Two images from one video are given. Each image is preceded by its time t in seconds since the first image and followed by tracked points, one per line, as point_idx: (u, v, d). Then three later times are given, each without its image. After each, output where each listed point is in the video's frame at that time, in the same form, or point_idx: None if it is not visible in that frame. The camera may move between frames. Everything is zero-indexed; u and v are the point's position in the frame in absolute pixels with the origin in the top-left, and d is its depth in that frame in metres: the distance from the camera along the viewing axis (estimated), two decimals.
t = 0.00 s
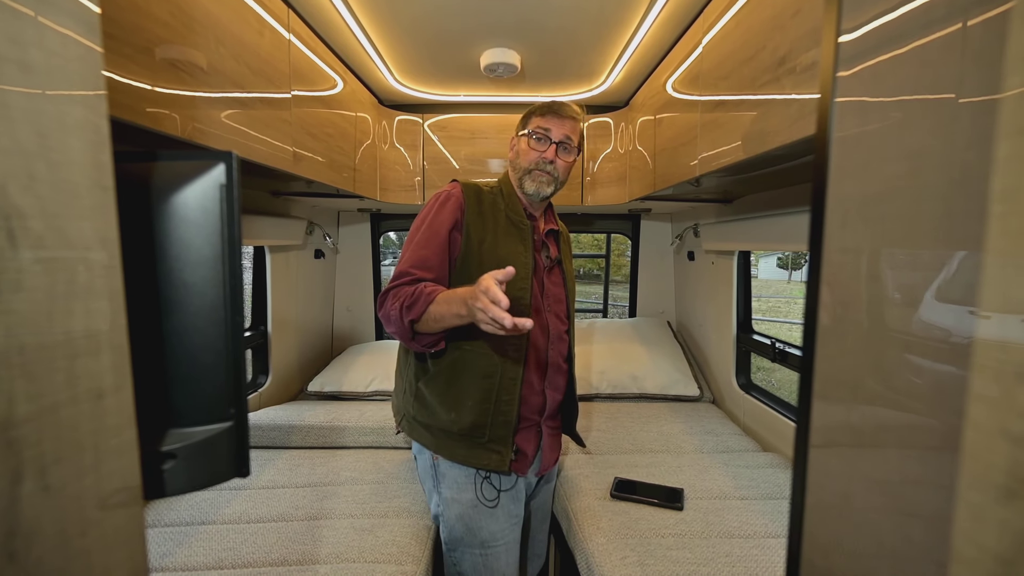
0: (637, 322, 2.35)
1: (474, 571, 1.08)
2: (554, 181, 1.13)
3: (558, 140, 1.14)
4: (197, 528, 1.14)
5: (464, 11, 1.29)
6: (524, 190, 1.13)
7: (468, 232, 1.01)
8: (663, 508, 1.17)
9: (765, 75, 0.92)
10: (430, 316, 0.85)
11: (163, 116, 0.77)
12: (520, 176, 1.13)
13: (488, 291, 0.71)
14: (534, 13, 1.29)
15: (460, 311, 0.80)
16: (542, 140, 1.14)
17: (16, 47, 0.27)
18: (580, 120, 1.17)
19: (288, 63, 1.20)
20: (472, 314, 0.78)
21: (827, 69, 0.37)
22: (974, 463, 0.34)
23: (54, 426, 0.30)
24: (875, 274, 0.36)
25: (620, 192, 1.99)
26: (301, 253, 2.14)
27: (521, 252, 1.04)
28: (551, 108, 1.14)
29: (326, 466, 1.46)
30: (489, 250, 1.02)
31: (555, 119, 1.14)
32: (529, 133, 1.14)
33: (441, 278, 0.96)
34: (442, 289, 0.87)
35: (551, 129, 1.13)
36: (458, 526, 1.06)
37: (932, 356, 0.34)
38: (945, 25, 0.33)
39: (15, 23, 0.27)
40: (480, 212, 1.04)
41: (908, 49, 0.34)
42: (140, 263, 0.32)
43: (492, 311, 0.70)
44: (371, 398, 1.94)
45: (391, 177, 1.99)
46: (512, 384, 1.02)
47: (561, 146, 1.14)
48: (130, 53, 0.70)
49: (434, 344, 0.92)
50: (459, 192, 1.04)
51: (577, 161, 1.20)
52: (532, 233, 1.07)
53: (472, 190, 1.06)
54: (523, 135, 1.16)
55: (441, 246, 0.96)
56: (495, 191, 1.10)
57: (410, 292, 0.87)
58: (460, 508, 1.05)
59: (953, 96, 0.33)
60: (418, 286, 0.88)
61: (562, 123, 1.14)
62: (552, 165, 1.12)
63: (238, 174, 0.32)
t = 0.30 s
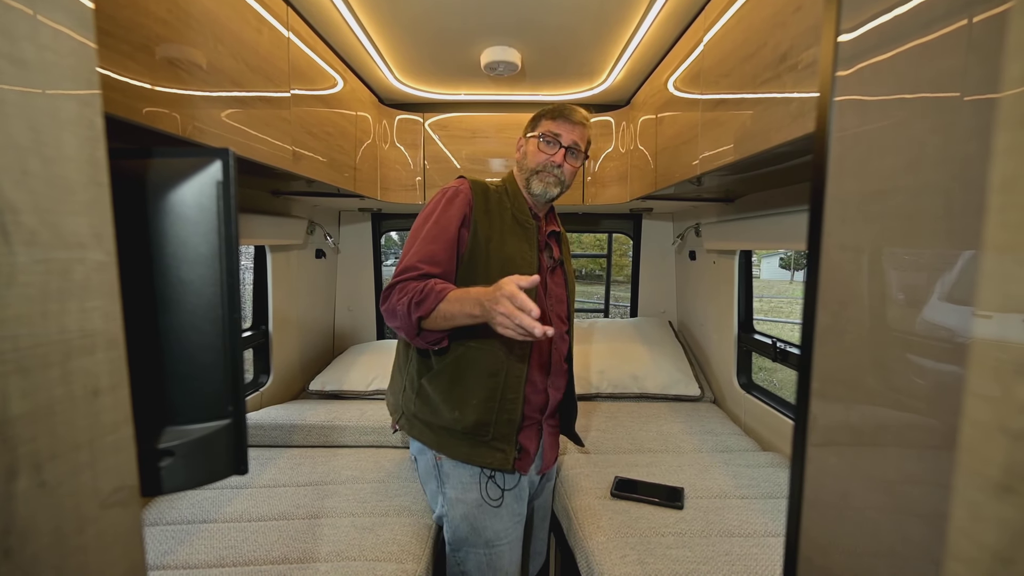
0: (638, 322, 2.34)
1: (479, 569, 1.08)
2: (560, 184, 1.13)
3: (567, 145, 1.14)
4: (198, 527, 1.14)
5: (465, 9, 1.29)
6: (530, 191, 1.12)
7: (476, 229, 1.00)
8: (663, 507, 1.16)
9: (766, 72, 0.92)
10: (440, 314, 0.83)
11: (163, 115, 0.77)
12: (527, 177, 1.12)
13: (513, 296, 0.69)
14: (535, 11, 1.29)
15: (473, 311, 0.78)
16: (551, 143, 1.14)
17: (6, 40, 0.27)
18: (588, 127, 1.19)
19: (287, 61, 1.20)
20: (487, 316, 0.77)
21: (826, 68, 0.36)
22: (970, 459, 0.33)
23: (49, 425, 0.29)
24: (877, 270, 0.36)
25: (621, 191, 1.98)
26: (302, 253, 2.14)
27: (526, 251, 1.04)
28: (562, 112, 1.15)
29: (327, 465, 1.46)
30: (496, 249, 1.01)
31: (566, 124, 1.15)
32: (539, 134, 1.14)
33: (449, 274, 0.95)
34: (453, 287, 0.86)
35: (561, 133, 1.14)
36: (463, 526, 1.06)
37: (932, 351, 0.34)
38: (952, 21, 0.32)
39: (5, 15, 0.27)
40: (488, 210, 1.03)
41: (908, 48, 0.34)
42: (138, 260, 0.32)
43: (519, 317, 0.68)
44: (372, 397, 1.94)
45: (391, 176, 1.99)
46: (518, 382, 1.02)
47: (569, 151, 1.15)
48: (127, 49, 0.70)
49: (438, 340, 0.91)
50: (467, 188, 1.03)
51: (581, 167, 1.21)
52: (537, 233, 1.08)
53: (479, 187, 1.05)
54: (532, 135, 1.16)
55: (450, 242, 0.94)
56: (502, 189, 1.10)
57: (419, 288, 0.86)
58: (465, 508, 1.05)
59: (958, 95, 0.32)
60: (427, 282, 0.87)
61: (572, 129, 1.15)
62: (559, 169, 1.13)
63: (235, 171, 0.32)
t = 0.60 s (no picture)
0: (638, 322, 2.34)
1: (484, 569, 1.08)
2: (565, 187, 1.16)
3: (574, 149, 1.15)
4: (199, 526, 1.14)
5: (465, 8, 1.29)
6: (535, 192, 1.14)
7: (487, 225, 1.00)
8: (663, 506, 1.16)
9: (766, 71, 0.92)
10: (463, 309, 0.83)
11: (163, 115, 0.77)
12: (533, 178, 1.13)
13: (553, 292, 0.71)
14: (534, 10, 1.29)
15: (501, 306, 0.80)
16: (559, 146, 1.14)
17: (4, 39, 0.27)
18: (593, 131, 1.19)
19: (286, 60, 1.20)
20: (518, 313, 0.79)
21: (826, 67, 0.35)
22: (969, 456, 0.34)
23: (47, 424, 0.29)
24: (877, 269, 0.35)
25: (621, 191, 1.98)
26: (302, 252, 2.14)
27: (531, 250, 1.06)
28: (570, 116, 1.15)
29: (327, 464, 1.47)
30: (506, 247, 1.02)
31: (572, 127, 1.15)
32: (546, 137, 1.14)
33: (463, 269, 0.93)
34: (474, 282, 0.85)
35: (569, 137, 1.14)
36: (469, 526, 1.05)
37: (931, 349, 0.34)
38: (955, 19, 0.32)
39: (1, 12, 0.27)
40: (497, 207, 1.03)
41: (906, 48, 0.34)
42: (136, 258, 0.32)
43: (562, 312, 0.71)
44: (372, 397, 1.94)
45: (392, 176, 1.99)
46: (526, 381, 1.02)
47: (576, 155, 1.16)
48: (125, 48, 0.70)
49: (454, 338, 0.90)
50: (478, 183, 1.01)
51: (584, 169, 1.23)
52: (542, 232, 1.09)
53: (488, 183, 1.04)
54: (539, 138, 1.15)
55: (465, 238, 0.93)
56: (507, 186, 1.09)
57: (440, 282, 0.84)
58: (471, 507, 1.04)
59: (962, 93, 0.32)
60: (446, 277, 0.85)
61: (578, 133, 1.16)
62: (565, 172, 1.15)
63: (234, 170, 0.32)
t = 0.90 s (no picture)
0: (638, 322, 2.34)
1: (479, 565, 1.08)
2: (567, 188, 1.17)
3: (577, 150, 1.15)
4: (198, 525, 1.14)
5: (464, 8, 1.29)
6: (538, 195, 1.14)
7: (488, 227, 1.00)
8: (663, 506, 1.17)
9: (766, 71, 0.92)
10: (468, 313, 0.83)
11: (164, 116, 0.77)
12: (536, 182, 1.13)
13: (560, 297, 0.72)
14: (534, 10, 1.29)
15: (506, 310, 0.80)
16: (562, 147, 1.13)
17: (4, 38, 0.27)
18: (595, 132, 1.19)
19: (286, 60, 1.20)
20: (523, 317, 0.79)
21: (823, 67, 0.36)
22: (967, 455, 0.34)
23: (49, 423, 0.29)
24: (878, 267, 0.35)
25: (622, 190, 1.98)
26: (303, 252, 2.14)
27: (530, 253, 1.07)
28: (573, 116, 1.14)
29: (326, 463, 1.47)
30: (506, 250, 1.02)
31: (575, 129, 1.15)
32: (550, 138, 1.13)
33: (465, 273, 0.94)
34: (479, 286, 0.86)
35: (572, 138, 1.14)
36: (464, 522, 1.05)
37: (928, 346, 0.34)
38: (955, 19, 0.32)
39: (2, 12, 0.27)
40: (498, 209, 1.03)
41: (903, 48, 0.34)
42: (137, 257, 0.32)
43: (569, 317, 0.71)
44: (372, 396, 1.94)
45: (392, 175, 1.99)
46: (522, 383, 1.02)
47: (579, 156, 1.16)
48: (124, 48, 0.70)
49: (455, 340, 0.90)
50: (479, 185, 1.02)
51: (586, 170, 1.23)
52: (540, 236, 1.11)
53: (489, 184, 1.05)
54: (542, 138, 1.14)
55: (467, 241, 0.94)
56: (508, 186, 1.10)
57: (445, 285, 0.84)
58: (466, 503, 1.05)
59: (961, 92, 0.32)
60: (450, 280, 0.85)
61: (581, 134, 1.15)
62: (569, 173, 1.15)
63: (234, 170, 0.32)
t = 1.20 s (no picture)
0: (639, 321, 2.34)
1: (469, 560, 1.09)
2: (559, 191, 1.15)
3: (568, 151, 1.15)
4: (198, 526, 1.14)
5: (464, 9, 1.29)
6: (529, 197, 1.13)
7: (472, 237, 1.00)
8: (663, 504, 1.17)
9: (763, 72, 0.92)
10: (439, 328, 0.85)
11: (163, 116, 0.77)
12: (527, 184, 1.12)
13: (516, 315, 0.74)
14: (534, 11, 1.29)
15: (472, 326, 0.81)
16: (552, 148, 1.14)
17: (4, 40, 0.27)
18: (588, 132, 1.18)
19: (286, 61, 1.20)
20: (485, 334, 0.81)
21: (817, 69, 0.37)
22: (950, 447, 0.32)
23: (48, 423, 0.30)
24: (877, 266, 0.35)
25: (621, 190, 1.98)
26: (303, 252, 2.14)
27: (519, 260, 1.05)
28: (563, 116, 1.14)
29: (325, 463, 1.47)
30: (492, 259, 1.02)
31: (567, 129, 1.15)
32: (540, 139, 1.14)
33: (446, 285, 0.96)
34: (454, 301, 0.87)
35: (562, 138, 1.14)
36: (454, 517, 1.06)
37: (920, 346, 0.33)
38: (954, 18, 0.31)
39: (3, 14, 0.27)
40: (485, 218, 1.03)
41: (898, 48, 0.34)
42: (136, 257, 0.32)
43: (518, 333, 0.73)
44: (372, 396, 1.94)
45: (392, 175, 1.99)
46: (507, 389, 1.02)
47: (570, 157, 1.16)
48: (124, 50, 0.70)
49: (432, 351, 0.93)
50: (463, 194, 1.02)
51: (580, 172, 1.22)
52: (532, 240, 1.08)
53: (475, 192, 1.05)
54: (532, 140, 1.15)
55: (449, 255, 0.96)
56: (497, 192, 1.10)
57: (420, 301, 0.87)
58: (456, 498, 1.05)
59: (961, 92, 0.31)
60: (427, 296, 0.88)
61: (572, 134, 1.15)
62: (560, 175, 1.13)
63: (233, 170, 0.32)
